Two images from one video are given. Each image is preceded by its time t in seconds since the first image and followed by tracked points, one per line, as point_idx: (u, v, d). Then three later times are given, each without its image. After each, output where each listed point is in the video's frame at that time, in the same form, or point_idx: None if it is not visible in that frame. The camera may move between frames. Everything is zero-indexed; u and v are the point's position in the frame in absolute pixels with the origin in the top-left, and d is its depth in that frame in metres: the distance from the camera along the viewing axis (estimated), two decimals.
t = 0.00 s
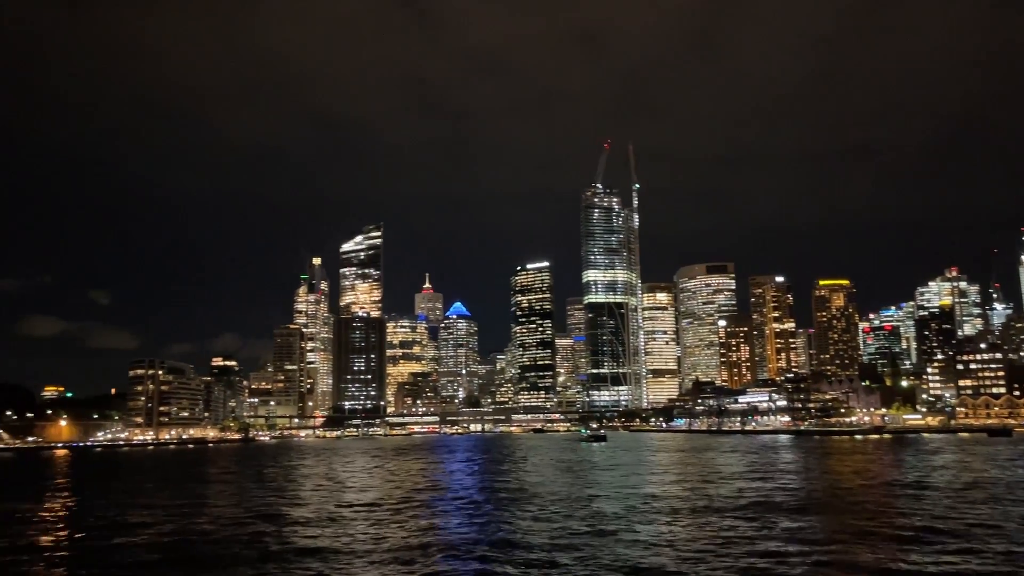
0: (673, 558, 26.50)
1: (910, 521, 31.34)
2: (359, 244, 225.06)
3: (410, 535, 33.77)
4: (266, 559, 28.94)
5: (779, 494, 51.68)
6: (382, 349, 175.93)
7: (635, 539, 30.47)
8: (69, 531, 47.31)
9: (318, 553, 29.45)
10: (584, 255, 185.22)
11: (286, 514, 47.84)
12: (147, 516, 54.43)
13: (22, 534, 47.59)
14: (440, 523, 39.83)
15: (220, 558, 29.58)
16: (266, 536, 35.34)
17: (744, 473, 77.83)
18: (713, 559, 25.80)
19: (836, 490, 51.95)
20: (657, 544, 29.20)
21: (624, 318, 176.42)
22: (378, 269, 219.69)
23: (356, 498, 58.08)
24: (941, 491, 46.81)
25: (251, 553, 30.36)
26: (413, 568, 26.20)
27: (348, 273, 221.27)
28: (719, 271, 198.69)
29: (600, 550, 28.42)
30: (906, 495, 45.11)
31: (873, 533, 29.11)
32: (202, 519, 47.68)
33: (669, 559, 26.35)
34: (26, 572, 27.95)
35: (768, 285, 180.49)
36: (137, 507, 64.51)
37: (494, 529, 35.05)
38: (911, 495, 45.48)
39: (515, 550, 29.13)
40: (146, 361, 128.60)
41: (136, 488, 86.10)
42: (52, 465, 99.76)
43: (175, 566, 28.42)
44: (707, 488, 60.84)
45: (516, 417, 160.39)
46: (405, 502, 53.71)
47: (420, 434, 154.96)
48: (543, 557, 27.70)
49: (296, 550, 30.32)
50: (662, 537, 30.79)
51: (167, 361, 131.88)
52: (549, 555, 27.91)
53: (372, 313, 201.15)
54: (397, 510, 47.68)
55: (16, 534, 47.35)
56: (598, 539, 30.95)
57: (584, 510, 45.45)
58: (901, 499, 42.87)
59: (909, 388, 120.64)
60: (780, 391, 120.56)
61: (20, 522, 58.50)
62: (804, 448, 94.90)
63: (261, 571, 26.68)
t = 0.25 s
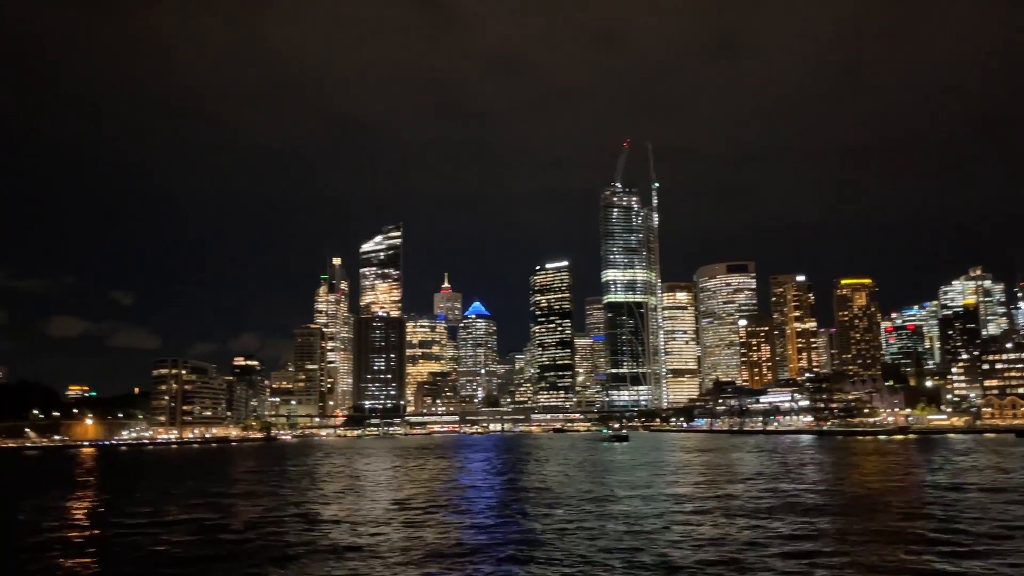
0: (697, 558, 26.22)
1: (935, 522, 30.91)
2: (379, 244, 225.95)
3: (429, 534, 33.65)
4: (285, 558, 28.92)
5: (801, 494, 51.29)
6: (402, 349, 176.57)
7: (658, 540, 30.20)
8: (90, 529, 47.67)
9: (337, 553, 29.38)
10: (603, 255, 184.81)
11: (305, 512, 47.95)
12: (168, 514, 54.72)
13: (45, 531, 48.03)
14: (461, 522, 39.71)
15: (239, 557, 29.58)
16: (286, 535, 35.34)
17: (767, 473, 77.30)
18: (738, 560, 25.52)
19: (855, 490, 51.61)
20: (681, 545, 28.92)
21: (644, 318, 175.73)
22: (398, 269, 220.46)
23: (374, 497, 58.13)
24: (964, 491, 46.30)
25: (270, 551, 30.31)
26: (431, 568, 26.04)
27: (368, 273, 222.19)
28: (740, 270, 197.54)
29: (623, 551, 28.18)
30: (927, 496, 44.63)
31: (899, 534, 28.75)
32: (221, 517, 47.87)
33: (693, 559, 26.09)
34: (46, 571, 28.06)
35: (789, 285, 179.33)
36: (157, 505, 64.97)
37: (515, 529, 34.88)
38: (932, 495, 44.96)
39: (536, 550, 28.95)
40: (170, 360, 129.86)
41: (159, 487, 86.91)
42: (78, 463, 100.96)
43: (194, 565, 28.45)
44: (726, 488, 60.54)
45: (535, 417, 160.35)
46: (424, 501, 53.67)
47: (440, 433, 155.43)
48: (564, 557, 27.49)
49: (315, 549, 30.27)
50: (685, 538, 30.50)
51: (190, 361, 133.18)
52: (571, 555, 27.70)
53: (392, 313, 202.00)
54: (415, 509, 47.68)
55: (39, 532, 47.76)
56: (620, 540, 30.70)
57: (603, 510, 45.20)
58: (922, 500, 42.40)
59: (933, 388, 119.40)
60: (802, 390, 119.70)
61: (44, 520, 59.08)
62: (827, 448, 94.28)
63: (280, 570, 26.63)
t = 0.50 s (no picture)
0: (725, 560, 25.85)
1: (961, 523, 30.92)
2: (401, 244, 226.88)
3: (453, 534, 33.52)
4: (307, 557, 28.90)
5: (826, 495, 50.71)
6: (424, 348, 177.25)
7: (684, 542, 29.83)
8: (116, 527, 48.04)
9: (359, 552, 29.32)
10: (625, 254, 184.16)
11: (327, 511, 48.07)
12: (196, 512, 55.35)
13: (72, 529, 48.54)
14: (485, 522, 39.52)
15: (262, 556, 29.59)
16: (309, 534, 35.33)
17: (792, 474, 76.59)
18: (766, 563, 25.11)
19: (880, 492, 51.26)
20: (708, 547, 28.54)
21: (666, 317, 174.73)
22: (420, 269, 221.23)
23: (396, 497, 58.20)
24: (994, 493, 45.84)
25: (292, 551, 30.30)
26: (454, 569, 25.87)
27: (390, 273, 223.15)
28: (763, 269, 196.26)
29: (648, 552, 27.87)
30: (956, 497, 44.26)
31: (931, 537, 28.24)
32: (244, 516, 48.14)
33: (719, 562, 25.75)
34: (73, 569, 28.23)
35: (813, 284, 177.81)
36: (185, 503, 65.63)
37: (539, 529, 34.64)
38: (961, 496, 44.58)
39: (560, 551, 28.70)
40: (196, 360, 131.23)
41: (186, 485, 87.73)
42: (106, 462, 102.25)
43: (219, 564, 28.47)
44: (748, 489, 60.37)
45: (557, 416, 160.17)
46: (445, 501, 53.62)
47: (463, 432, 155.80)
48: (587, 557, 27.22)
49: (337, 549, 30.22)
50: (712, 540, 30.11)
51: (215, 360, 134.57)
52: (595, 556, 27.44)
53: (414, 313, 202.83)
54: (437, 509, 47.65)
55: (66, 529, 48.26)
56: (646, 541, 30.39)
57: (626, 510, 44.86)
58: (951, 501, 42.08)
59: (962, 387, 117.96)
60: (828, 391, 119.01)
61: (71, 517, 59.71)
62: (853, 449, 93.57)
63: (302, 569, 26.57)
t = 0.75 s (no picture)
0: (740, 562, 25.86)
1: (982, 524, 30.96)
2: (419, 245, 227.42)
3: (467, 535, 33.52)
4: (322, 558, 29.02)
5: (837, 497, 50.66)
6: (443, 349, 177.69)
7: (700, 543, 29.82)
8: (138, 526, 48.44)
9: (372, 553, 29.41)
10: (643, 254, 183.71)
11: (343, 512, 48.28)
12: (219, 511, 55.84)
13: (95, 528, 48.89)
14: (502, 523, 39.51)
15: (278, 556, 29.67)
16: (323, 534, 35.41)
17: (813, 475, 76.27)
18: (777, 564, 25.19)
19: (900, 493, 51.07)
20: (724, 548, 28.52)
21: (685, 318, 174.10)
22: (439, 269, 221.70)
23: (413, 497, 58.46)
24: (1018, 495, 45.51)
25: (307, 551, 30.41)
26: (468, 570, 25.89)
27: (408, 274, 223.82)
28: (783, 269, 195.12)
29: (664, 553, 27.87)
30: (980, 499, 43.99)
31: (951, 537, 28.34)
32: (262, 516, 48.39)
33: (736, 564, 25.57)
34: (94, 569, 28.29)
35: (834, 283, 176.66)
36: (208, 503, 66.19)
37: (554, 531, 34.68)
38: (984, 498, 44.31)
39: (575, 552, 28.70)
40: (218, 360, 132.15)
41: (207, 485, 88.40)
42: (130, 461, 103.19)
43: (238, 564, 28.52)
44: (767, 490, 60.29)
45: (576, 416, 159.91)
46: (461, 501, 53.82)
47: (481, 432, 155.98)
48: (601, 559, 27.23)
49: (351, 549, 30.36)
50: (727, 541, 30.10)
51: (237, 361, 135.47)
52: (610, 557, 27.43)
53: (433, 313, 203.13)
54: (451, 509, 47.80)
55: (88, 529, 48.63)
56: (660, 542, 30.39)
57: (645, 511, 44.92)
58: (974, 503, 41.83)
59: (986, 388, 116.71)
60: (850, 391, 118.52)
61: (95, 516, 60.25)
62: (875, 449, 92.88)
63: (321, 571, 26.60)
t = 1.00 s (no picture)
0: (766, 562, 25.66)
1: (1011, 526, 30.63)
2: (440, 245, 227.86)
3: (491, 535, 33.47)
4: (346, 558, 28.95)
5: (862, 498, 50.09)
6: (464, 349, 177.91)
7: (725, 543, 29.59)
8: (163, 525, 48.62)
9: (396, 552, 29.42)
10: (665, 254, 182.99)
11: (366, 511, 48.32)
12: (242, 510, 56.02)
13: (122, 527, 49.17)
14: (525, 523, 39.50)
15: (303, 555, 29.58)
16: (346, 534, 35.42)
17: (838, 476, 75.53)
18: (803, 565, 24.94)
19: (926, 494, 50.48)
20: (750, 548, 28.29)
21: (707, 318, 173.10)
22: (459, 270, 222.00)
23: (436, 497, 58.50)
24: None
25: (330, 550, 30.40)
26: (494, 570, 25.70)
27: (429, 274, 224.39)
28: (805, 268, 193.52)
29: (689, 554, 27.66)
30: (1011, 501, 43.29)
31: (978, 539, 28.08)
32: (286, 515, 48.54)
33: (763, 565, 25.32)
34: (123, 568, 28.21)
35: (857, 282, 174.96)
36: (232, 502, 66.41)
37: (578, 531, 34.54)
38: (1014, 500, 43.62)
39: (600, 553, 28.55)
40: (242, 360, 132.88)
41: (231, 484, 88.89)
42: (156, 460, 104.09)
43: (266, 564, 28.36)
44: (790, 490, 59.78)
45: (597, 417, 159.26)
46: (483, 501, 53.75)
47: (502, 432, 155.92)
48: (626, 559, 27.08)
49: (374, 549, 30.32)
50: (753, 541, 29.86)
51: (260, 361, 136.09)
52: (635, 557, 27.26)
53: (454, 313, 203.44)
54: (473, 509, 47.78)
55: (114, 527, 48.91)
56: (685, 542, 30.18)
57: (668, 512, 44.60)
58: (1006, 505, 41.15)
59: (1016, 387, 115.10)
60: (877, 392, 118.02)
61: (121, 515, 60.63)
62: (902, 451, 91.82)
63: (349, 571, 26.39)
